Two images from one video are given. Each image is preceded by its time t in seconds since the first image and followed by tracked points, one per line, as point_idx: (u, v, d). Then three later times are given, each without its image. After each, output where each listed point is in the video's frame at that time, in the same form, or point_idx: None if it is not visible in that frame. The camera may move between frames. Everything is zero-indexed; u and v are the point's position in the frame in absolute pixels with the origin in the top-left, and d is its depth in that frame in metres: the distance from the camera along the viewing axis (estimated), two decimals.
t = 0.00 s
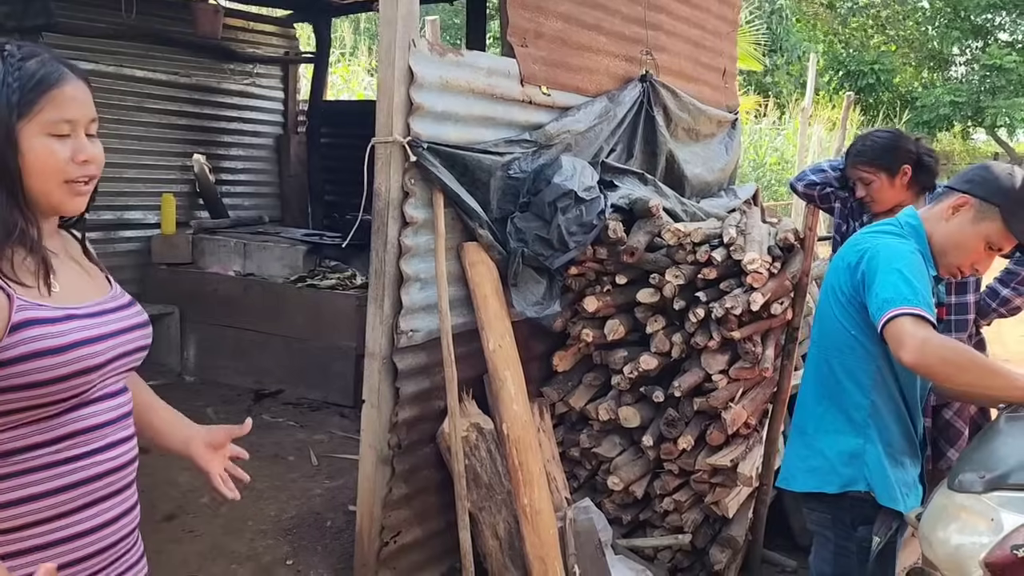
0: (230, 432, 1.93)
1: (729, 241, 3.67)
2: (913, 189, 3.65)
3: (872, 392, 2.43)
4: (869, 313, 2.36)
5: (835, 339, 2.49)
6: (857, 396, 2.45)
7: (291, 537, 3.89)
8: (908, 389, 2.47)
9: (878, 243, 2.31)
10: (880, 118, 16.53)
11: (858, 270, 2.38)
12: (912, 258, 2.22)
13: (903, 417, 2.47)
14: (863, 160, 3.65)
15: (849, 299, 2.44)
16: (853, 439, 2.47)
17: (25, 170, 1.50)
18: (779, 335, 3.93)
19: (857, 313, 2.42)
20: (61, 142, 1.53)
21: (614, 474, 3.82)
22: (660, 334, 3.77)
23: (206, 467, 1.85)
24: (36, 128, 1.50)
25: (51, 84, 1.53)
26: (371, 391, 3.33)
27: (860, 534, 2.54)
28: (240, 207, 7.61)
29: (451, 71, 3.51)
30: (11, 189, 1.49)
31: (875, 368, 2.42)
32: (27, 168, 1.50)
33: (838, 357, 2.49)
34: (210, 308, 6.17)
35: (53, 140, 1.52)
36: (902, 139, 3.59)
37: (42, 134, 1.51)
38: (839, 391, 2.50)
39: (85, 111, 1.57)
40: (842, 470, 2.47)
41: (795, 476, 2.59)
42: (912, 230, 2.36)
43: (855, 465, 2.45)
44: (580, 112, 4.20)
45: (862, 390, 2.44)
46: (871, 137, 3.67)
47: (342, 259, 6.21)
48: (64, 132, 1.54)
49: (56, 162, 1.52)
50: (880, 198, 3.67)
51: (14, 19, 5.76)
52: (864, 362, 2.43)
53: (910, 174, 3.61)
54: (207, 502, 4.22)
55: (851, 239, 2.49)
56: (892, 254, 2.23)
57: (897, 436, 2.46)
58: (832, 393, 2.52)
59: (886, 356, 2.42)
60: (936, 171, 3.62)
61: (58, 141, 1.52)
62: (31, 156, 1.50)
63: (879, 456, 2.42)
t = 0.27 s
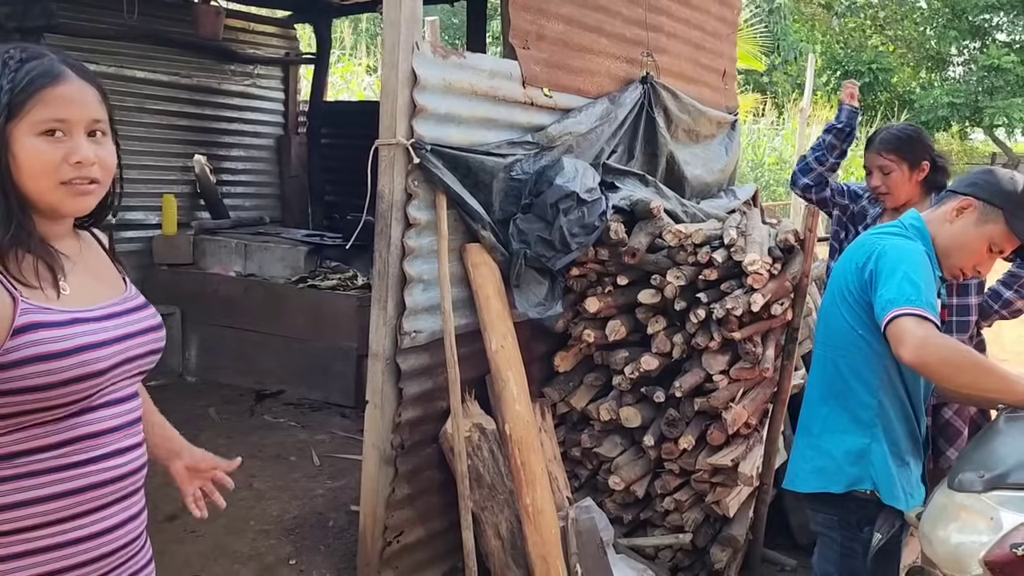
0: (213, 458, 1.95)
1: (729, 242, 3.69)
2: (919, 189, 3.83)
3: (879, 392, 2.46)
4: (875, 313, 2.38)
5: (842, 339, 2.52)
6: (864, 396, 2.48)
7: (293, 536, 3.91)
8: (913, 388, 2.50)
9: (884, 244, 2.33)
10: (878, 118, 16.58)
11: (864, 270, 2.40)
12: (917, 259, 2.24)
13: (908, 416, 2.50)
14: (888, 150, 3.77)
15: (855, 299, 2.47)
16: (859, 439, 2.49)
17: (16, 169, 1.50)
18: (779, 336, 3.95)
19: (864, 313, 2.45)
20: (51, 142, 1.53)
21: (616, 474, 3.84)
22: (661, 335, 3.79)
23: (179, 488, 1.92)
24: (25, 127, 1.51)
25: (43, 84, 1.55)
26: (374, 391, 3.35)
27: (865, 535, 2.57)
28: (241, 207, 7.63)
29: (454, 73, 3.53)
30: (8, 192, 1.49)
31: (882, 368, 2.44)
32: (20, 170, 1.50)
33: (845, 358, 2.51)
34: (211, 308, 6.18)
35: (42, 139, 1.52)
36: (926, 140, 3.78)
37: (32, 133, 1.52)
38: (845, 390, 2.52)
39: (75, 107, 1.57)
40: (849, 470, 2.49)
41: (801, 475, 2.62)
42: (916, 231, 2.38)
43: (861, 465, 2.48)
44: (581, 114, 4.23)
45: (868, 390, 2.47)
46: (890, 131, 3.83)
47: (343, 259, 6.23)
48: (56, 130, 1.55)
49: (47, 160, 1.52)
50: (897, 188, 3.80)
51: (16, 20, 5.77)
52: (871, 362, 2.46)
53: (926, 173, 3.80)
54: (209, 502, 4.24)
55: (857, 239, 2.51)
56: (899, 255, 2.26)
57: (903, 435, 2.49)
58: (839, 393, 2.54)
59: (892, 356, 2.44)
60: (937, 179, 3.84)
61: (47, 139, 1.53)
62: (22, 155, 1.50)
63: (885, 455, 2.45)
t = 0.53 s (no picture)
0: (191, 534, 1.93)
1: (734, 242, 3.69)
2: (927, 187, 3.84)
3: (886, 391, 2.45)
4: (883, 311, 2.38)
5: (849, 338, 2.52)
6: (872, 395, 2.47)
7: (297, 536, 3.91)
8: (920, 387, 2.50)
9: (892, 243, 2.33)
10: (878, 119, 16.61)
11: (872, 269, 2.40)
12: (925, 257, 2.24)
13: (915, 414, 2.50)
14: (900, 140, 3.78)
15: (863, 298, 2.47)
16: (866, 438, 2.49)
17: (40, 164, 1.50)
18: (783, 336, 3.95)
19: (871, 312, 2.45)
20: (74, 136, 1.53)
21: (620, 474, 3.85)
22: (665, 334, 3.78)
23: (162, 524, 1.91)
24: (47, 122, 1.51)
25: (64, 79, 1.54)
26: (379, 391, 3.35)
27: (873, 534, 2.57)
28: (243, 207, 7.62)
29: (459, 73, 3.53)
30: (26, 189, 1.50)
31: (889, 367, 2.44)
32: (39, 166, 1.50)
33: (852, 357, 2.51)
34: (213, 308, 6.18)
35: (66, 134, 1.52)
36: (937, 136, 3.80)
37: (54, 128, 1.51)
38: (851, 390, 2.52)
39: (98, 104, 1.57)
40: (856, 469, 2.49)
41: (807, 475, 2.61)
42: (924, 231, 2.38)
43: (869, 464, 2.47)
44: (585, 114, 4.23)
45: (876, 389, 2.47)
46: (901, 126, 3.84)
47: (346, 259, 6.23)
48: (80, 126, 1.55)
49: (69, 155, 1.52)
50: (903, 180, 3.80)
51: (19, 19, 5.78)
52: (878, 361, 2.46)
53: (936, 168, 3.81)
54: (212, 501, 4.24)
55: (865, 238, 2.52)
56: (908, 253, 2.26)
57: (910, 434, 2.49)
58: (845, 392, 2.53)
59: (899, 354, 2.44)
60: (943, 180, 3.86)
61: (70, 133, 1.53)
62: (46, 150, 1.50)
63: (892, 454, 2.45)
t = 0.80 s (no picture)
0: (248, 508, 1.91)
1: (736, 241, 3.68)
2: (905, 191, 3.76)
3: (889, 390, 2.44)
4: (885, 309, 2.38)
5: (852, 337, 2.51)
6: (875, 395, 2.46)
7: (298, 535, 3.90)
8: (923, 385, 2.49)
9: (894, 241, 2.33)
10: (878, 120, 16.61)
11: (875, 268, 2.39)
12: (928, 256, 2.23)
13: (918, 413, 2.50)
14: (857, 162, 3.79)
15: (866, 296, 2.46)
16: (870, 437, 2.48)
17: (73, 163, 1.53)
18: (786, 335, 3.94)
19: (875, 311, 2.44)
20: (98, 136, 1.57)
21: (622, 473, 3.84)
22: (667, 334, 3.78)
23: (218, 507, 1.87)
24: (79, 122, 1.53)
25: (87, 77, 1.57)
26: (381, 389, 3.34)
27: (876, 532, 2.56)
28: (244, 207, 7.62)
29: (461, 72, 3.52)
30: (63, 186, 1.52)
31: (892, 366, 2.43)
32: (74, 164, 1.53)
33: (855, 356, 2.50)
34: (214, 308, 6.18)
35: (94, 134, 1.56)
36: (895, 144, 3.70)
37: (83, 127, 1.54)
38: (854, 389, 2.51)
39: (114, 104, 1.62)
40: (859, 468, 2.48)
41: (810, 474, 2.61)
42: (928, 229, 2.37)
43: (872, 462, 2.46)
44: (587, 113, 4.22)
45: (879, 388, 2.46)
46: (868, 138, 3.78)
47: (347, 259, 6.22)
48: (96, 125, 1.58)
49: (97, 155, 1.56)
50: (870, 196, 3.82)
51: (20, 19, 5.78)
52: (881, 361, 2.45)
53: (901, 175, 3.72)
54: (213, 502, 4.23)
55: (868, 237, 2.51)
56: (912, 252, 2.25)
57: (913, 432, 2.48)
58: (848, 391, 2.52)
59: (902, 353, 2.43)
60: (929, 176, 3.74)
61: (96, 133, 1.57)
62: (77, 150, 1.53)
63: (896, 452, 2.44)
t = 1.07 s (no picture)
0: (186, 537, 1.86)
1: (736, 242, 3.68)
2: (889, 196, 3.83)
3: (887, 390, 2.44)
4: (883, 310, 2.37)
5: (850, 338, 2.50)
6: (873, 395, 2.46)
7: (298, 537, 3.90)
8: (921, 385, 2.49)
9: (891, 241, 2.33)
10: (878, 121, 16.61)
11: (872, 268, 2.39)
12: (925, 257, 2.23)
13: (916, 413, 2.49)
14: (836, 174, 3.89)
15: (863, 297, 2.46)
16: (869, 437, 2.47)
17: (74, 164, 1.53)
18: (786, 335, 3.94)
19: (872, 311, 2.43)
20: (97, 137, 1.58)
21: (622, 474, 3.84)
22: (666, 335, 3.78)
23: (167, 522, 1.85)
24: (80, 124, 1.54)
25: (86, 78, 1.57)
26: (381, 390, 3.33)
27: (875, 532, 2.55)
28: (244, 209, 7.62)
29: (461, 72, 3.52)
30: (64, 188, 1.52)
31: (890, 366, 2.43)
32: (76, 166, 1.54)
33: (853, 356, 2.49)
34: (214, 310, 6.17)
35: (94, 135, 1.56)
36: (875, 150, 3.80)
37: (83, 129, 1.55)
38: (852, 389, 2.50)
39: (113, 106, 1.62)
40: (859, 468, 2.48)
41: (810, 475, 2.60)
42: (925, 228, 2.38)
43: (871, 463, 2.46)
44: (586, 113, 4.22)
45: (877, 388, 2.45)
46: (844, 150, 3.88)
47: (346, 260, 6.22)
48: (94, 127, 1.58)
49: (97, 157, 1.57)
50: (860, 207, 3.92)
51: (20, 20, 5.77)
52: (879, 361, 2.44)
53: (883, 181, 3.81)
54: (212, 503, 4.22)
55: (865, 238, 2.51)
56: (909, 252, 2.25)
57: (912, 432, 2.47)
58: (846, 392, 2.52)
59: (900, 353, 2.43)
60: (913, 176, 3.78)
61: (96, 134, 1.57)
62: (78, 152, 1.54)
63: (895, 452, 2.44)
